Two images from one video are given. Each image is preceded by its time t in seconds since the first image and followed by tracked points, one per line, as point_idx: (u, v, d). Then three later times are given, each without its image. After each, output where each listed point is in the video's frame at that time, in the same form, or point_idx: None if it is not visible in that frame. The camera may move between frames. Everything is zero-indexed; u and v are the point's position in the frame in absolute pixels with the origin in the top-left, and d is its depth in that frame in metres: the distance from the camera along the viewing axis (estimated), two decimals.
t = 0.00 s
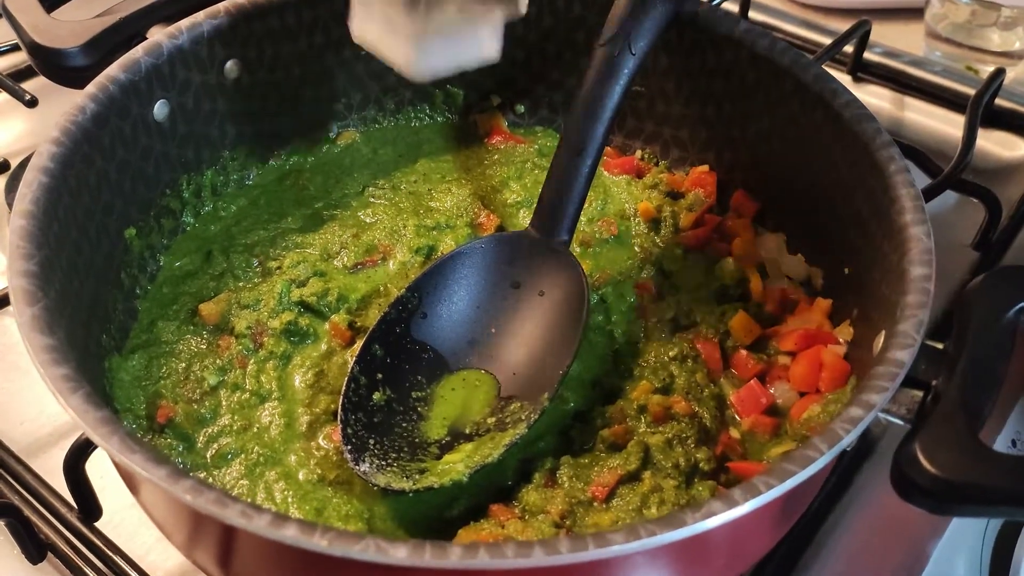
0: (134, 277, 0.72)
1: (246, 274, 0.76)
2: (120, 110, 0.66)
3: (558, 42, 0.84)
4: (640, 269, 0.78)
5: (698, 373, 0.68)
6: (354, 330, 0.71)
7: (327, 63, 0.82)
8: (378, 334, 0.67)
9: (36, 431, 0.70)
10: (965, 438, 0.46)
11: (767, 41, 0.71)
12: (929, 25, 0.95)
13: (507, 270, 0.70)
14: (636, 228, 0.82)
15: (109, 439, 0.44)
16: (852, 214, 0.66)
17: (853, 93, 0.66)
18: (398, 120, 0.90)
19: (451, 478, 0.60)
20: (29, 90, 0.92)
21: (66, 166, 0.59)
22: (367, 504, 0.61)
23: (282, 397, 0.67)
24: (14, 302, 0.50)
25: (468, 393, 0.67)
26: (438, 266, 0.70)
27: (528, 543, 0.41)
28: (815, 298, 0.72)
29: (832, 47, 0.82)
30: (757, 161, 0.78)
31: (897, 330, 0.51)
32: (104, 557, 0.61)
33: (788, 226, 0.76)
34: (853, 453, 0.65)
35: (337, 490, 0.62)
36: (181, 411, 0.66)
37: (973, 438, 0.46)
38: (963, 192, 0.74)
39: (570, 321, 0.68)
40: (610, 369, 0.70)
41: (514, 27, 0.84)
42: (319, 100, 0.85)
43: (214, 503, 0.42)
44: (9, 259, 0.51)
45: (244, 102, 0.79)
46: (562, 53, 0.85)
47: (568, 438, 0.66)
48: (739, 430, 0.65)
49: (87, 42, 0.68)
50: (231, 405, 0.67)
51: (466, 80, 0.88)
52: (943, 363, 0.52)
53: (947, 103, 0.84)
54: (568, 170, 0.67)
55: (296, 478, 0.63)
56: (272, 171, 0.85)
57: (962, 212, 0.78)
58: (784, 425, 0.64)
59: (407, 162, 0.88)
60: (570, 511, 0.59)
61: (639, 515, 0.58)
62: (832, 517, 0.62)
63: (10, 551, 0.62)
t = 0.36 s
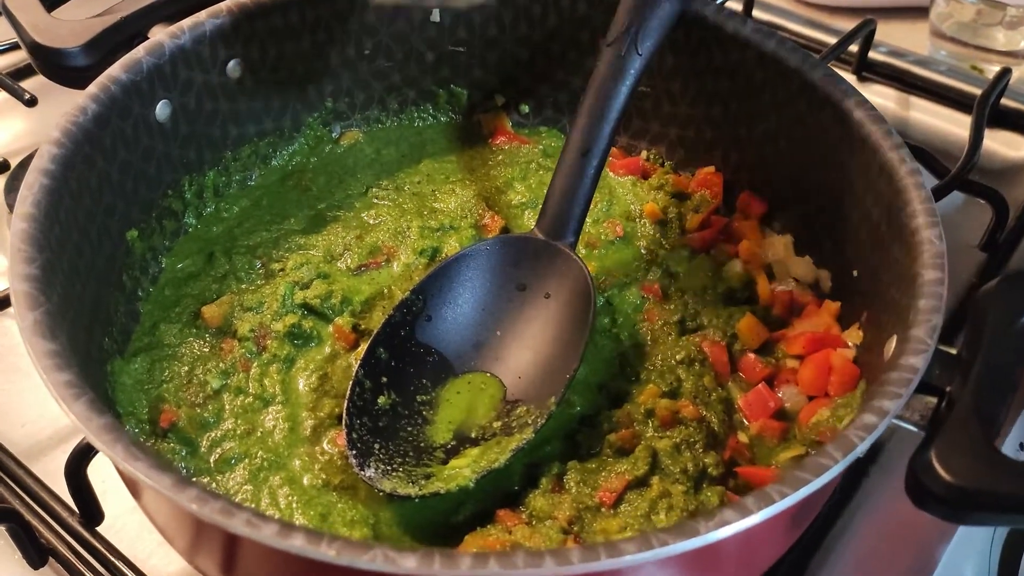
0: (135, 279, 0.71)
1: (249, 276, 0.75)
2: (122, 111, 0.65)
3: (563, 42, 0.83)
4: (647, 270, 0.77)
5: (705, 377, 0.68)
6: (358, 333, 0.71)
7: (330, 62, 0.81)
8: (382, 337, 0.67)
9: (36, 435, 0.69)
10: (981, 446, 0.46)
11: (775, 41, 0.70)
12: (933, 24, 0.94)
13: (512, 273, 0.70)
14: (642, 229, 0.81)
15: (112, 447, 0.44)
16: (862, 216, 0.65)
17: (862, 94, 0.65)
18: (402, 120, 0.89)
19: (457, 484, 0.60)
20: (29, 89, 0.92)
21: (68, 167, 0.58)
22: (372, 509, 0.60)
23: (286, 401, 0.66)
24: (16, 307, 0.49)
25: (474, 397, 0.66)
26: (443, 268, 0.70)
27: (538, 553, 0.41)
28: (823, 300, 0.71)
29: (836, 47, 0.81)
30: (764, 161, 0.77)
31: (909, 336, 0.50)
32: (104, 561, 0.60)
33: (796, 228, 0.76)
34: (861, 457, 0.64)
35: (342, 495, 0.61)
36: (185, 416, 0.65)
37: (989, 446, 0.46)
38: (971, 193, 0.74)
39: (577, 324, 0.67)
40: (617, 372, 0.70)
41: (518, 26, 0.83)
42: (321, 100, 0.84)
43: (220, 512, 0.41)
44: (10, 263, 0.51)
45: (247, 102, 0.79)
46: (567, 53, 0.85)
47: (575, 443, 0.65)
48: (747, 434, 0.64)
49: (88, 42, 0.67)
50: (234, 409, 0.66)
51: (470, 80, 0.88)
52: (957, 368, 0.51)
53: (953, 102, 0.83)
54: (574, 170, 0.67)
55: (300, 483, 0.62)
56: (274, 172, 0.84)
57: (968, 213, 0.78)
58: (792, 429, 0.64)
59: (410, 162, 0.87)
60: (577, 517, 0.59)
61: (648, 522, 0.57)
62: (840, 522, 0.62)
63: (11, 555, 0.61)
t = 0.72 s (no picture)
0: (138, 276, 0.71)
1: (251, 273, 0.75)
2: (124, 108, 0.65)
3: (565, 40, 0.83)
4: (649, 268, 0.78)
5: (708, 374, 0.67)
6: (361, 330, 0.71)
7: (332, 60, 0.81)
8: (385, 334, 0.67)
9: (37, 432, 0.69)
10: (984, 443, 0.46)
11: (777, 39, 0.71)
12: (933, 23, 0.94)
13: (515, 271, 0.70)
14: (644, 227, 0.81)
15: (118, 444, 0.44)
16: (863, 214, 0.66)
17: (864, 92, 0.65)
18: (403, 118, 0.89)
19: (461, 480, 0.60)
20: (29, 87, 0.91)
21: (71, 165, 0.58)
22: (376, 505, 0.60)
23: (289, 398, 0.67)
24: (20, 304, 0.49)
25: (476, 394, 0.66)
26: (445, 266, 0.70)
27: (544, 549, 0.41)
28: (825, 297, 0.72)
29: (837, 46, 0.82)
30: (766, 159, 0.77)
31: (912, 333, 0.50)
32: (106, 557, 0.60)
33: (797, 226, 0.76)
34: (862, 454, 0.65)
35: (345, 491, 0.61)
36: (188, 412, 0.65)
37: (992, 444, 0.46)
38: (971, 192, 0.74)
39: (579, 321, 0.67)
40: (619, 370, 0.70)
41: (520, 24, 0.83)
42: (323, 97, 0.84)
43: (226, 508, 0.41)
44: (14, 261, 0.51)
45: (249, 99, 0.79)
46: (569, 51, 0.85)
47: (578, 440, 0.65)
48: (749, 432, 0.65)
49: (91, 40, 0.67)
50: (237, 406, 0.66)
51: (472, 78, 0.88)
52: (961, 365, 0.51)
53: (953, 101, 0.83)
54: (577, 168, 0.67)
55: (303, 480, 0.62)
56: (276, 170, 0.84)
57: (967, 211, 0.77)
58: (794, 426, 0.64)
59: (412, 160, 0.87)
60: (581, 513, 0.59)
61: (651, 518, 0.58)
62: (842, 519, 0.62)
63: (14, 551, 0.62)
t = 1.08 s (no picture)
0: (140, 264, 0.72)
1: (253, 261, 0.76)
2: (127, 96, 0.65)
3: (564, 31, 0.84)
4: (647, 257, 0.78)
5: (705, 360, 0.68)
6: (362, 317, 0.71)
7: (333, 50, 0.82)
8: (386, 321, 0.67)
9: (41, 419, 0.69)
10: (977, 423, 0.47)
11: (775, 29, 0.71)
12: (929, 18, 0.95)
13: (515, 259, 0.71)
14: (642, 216, 0.82)
15: (124, 422, 0.44)
16: (860, 202, 0.66)
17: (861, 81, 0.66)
18: (403, 109, 0.90)
19: (461, 464, 0.60)
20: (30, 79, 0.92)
21: (75, 151, 0.59)
22: (377, 489, 0.61)
23: (291, 383, 0.67)
24: (26, 288, 0.49)
25: (476, 380, 0.67)
26: (445, 254, 0.70)
27: (544, 525, 0.41)
28: (821, 285, 0.73)
29: (834, 39, 0.83)
30: (763, 149, 0.78)
31: (906, 316, 0.51)
32: (111, 542, 0.60)
33: (795, 215, 0.77)
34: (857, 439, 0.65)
35: (346, 475, 0.62)
36: (191, 397, 0.66)
37: (985, 423, 0.47)
38: (967, 182, 0.74)
39: (578, 308, 0.68)
40: (617, 356, 0.71)
41: (519, 15, 0.84)
42: (324, 88, 0.85)
43: (232, 484, 0.42)
44: (20, 245, 0.51)
45: (250, 89, 0.79)
46: (568, 42, 0.85)
47: (576, 425, 0.66)
48: (746, 417, 0.65)
49: (94, 28, 0.68)
50: (240, 390, 0.67)
51: (471, 69, 0.88)
52: (954, 348, 0.52)
53: (949, 95, 0.84)
54: (576, 157, 0.68)
55: (305, 463, 0.63)
56: (277, 160, 0.85)
57: (961, 202, 0.79)
58: (791, 412, 0.65)
59: (412, 150, 0.88)
60: (579, 496, 0.59)
61: (648, 500, 0.59)
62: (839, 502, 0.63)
63: (19, 535, 0.62)
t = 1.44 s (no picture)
0: (140, 257, 0.72)
1: (252, 254, 0.76)
2: (127, 89, 0.66)
3: (562, 26, 0.85)
4: (644, 250, 0.79)
5: (702, 353, 0.68)
6: (360, 310, 0.72)
7: (332, 45, 0.82)
8: (384, 313, 0.67)
9: (40, 411, 0.70)
10: (970, 412, 0.47)
11: (771, 24, 0.72)
12: (927, 14, 0.96)
13: (512, 251, 0.71)
14: (639, 210, 0.82)
15: (124, 410, 0.44)
16: (856, 195, 0.67)
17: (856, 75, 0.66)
18: (402, 103, 0.90)
19: (458, 455, 0.61)
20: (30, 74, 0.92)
21: (75, 143, 0.59)
22: (374, 480, 0.61)
23: (289, 375, 0.68)
24: (26, 277, 0.50)
25: (474, 372, 0.67)
26: (443, 247, 0.71)
27: (540, 512, 0.42)
28: (817, 279, 0.73)
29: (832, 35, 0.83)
30: (760, 144, 0.78)
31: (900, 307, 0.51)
32: (109, 533, 0.60)
33: (791, 209, 0.77)
34: (853, 431, 0.66)
35: (344, 466, 0.62)
36: (189, 388, 0.66)
37: (978, 413, 0.47)
38: (962, 177, 0.75)
39: (575, 301, 0.68)
40: (614, 349, 0.71)
41: (517, 10, 0.84)
42: (323, 82, 0.85)
43: (230, 472, 0.42)
44: (20, 235, 0.51)
45: (249, 83, 0.80)
46: (565, 37, 0.86)
47: (573, 416, 0.66)
48: (741, 409, 0.66)
49: (92, 22, 0.70)
50: (238, 382, 0.67)
51: (469, 64, 0.89)
52: (947, 339, 0.52)
53: (947, 91, 0.84)
54: (574, 150, 0.68)
55: (303, 454, 0.63)
56: (276, 153, 0.85)
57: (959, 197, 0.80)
58: (786, 404, 0.66)
59: (411, 144, 0.88)
60: (575, 487, 0.60)
61: (643, 490, 0.59)
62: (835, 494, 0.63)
63: (17, 527, 0.62)
